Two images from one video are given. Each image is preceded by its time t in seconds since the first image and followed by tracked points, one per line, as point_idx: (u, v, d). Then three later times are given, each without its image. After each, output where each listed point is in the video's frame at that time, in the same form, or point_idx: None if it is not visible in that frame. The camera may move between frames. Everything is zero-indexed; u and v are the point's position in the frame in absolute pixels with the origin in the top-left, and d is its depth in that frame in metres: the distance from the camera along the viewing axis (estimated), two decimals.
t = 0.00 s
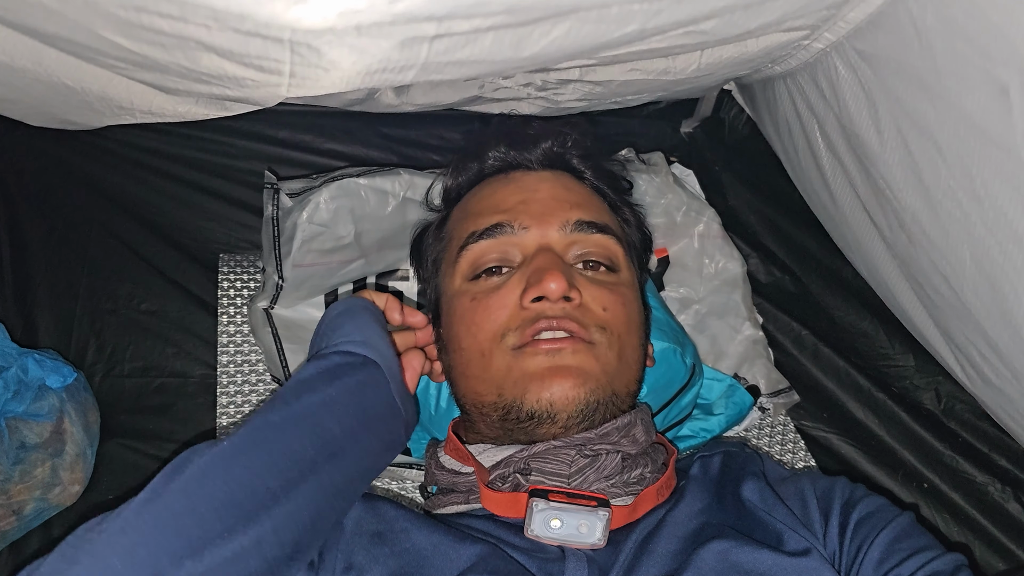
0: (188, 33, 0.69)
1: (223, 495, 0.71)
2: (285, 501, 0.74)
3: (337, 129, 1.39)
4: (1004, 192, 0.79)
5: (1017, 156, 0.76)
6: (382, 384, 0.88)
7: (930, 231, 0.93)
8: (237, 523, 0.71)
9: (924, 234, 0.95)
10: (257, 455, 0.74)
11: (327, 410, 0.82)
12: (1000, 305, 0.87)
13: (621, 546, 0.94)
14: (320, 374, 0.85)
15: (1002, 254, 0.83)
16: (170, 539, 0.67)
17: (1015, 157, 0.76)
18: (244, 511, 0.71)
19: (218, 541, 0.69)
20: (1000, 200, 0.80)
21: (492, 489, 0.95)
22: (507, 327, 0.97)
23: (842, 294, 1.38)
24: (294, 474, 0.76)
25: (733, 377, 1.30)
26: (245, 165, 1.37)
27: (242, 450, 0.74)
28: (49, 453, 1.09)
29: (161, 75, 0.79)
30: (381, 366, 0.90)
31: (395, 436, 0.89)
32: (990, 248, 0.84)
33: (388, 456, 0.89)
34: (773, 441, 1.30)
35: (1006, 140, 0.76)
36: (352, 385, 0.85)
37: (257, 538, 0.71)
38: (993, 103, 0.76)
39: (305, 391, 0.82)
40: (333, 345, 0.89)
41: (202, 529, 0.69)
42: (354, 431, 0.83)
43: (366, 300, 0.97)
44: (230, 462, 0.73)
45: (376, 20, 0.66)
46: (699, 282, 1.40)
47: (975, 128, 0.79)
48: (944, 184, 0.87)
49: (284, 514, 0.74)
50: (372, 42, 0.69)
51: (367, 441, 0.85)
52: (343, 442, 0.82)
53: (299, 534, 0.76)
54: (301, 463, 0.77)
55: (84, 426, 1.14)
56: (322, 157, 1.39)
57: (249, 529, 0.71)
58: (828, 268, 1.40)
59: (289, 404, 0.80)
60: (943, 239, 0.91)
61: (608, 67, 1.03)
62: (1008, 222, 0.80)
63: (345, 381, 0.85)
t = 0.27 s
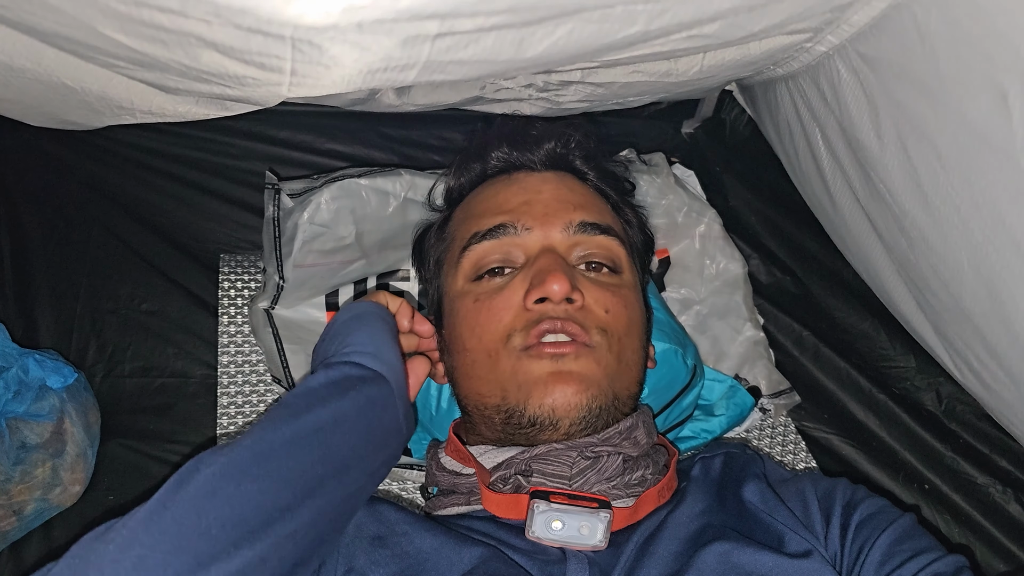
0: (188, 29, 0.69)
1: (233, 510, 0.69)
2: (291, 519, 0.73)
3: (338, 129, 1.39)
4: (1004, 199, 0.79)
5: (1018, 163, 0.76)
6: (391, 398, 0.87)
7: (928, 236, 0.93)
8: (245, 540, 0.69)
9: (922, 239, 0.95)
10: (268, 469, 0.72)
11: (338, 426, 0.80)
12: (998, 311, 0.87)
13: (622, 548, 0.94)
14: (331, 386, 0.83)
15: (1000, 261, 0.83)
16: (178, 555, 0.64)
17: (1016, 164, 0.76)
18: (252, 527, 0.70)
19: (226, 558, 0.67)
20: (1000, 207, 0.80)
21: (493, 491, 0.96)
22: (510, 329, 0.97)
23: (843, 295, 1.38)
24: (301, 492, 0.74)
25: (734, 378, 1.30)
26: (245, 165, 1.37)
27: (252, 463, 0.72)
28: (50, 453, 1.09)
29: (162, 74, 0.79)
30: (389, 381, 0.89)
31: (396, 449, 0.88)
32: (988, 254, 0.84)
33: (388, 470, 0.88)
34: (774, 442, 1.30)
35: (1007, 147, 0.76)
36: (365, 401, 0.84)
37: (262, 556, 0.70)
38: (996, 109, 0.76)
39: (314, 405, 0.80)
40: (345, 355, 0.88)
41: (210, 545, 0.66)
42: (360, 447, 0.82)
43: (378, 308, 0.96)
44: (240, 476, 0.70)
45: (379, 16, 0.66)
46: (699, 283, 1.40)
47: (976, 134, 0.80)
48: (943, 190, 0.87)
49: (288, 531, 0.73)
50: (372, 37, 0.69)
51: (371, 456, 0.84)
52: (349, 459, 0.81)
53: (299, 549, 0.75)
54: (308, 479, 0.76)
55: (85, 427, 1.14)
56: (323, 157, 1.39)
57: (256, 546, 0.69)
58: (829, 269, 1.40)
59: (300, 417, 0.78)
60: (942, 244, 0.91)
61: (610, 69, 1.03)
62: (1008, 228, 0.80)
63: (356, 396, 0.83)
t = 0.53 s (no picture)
0: (187, 29, 0.69)
1: (222, 494, 0.70)
2: (281, 502, 0.74)
3: (337, 128, 1.39)
4: (1001, 194, 0.79)
5: (1015, 159, 0.76)
6: (382, 384, 0.88)
7: (926, 232, 0.94)
8: (236, 519, 0.70)
9: (920, 236, 0.95)
10: (257, 455, 0.74)
11: (326, 411, 0.81)
12: (995, 306, 0.88)
13: (620, 544, 0.95)
14: (320, 372, 0.84)
15: (997, 256, 0.83)
16: (169, 533, 0.66)
17: (1012, 160, 0.77)
18: (242, 511, 0.71)
19: (216, 536, 0.69)
20: (997, 202, 0.80)
21: (492, 486, 0.96)
22: (509, 324, 0.98)
23: (841, 293, 1.38)
24: (291, 476, 0.76)
25: (732, 376, 1.31)
26: (245, 163, 1.37)
27: (241, 449, 0.73)
28: (49, 449, 1.09)
29: (162, 72, 0.79)
30: (382, 368, 0.89)
31: (389, 435, 0.89)
32: (985, 249, 0.84)
33: (382, 456, 0.88)
34: (772, 439, 1.30)
35: (1004, 143, 0.77)
36: (353, 386, 0.85)
37: (254, 539, 0.71)
38: (992, 105, 0.76)
39: (303, 392, 0.81)
40: (334, 342, 0.89)
41: (200, 527, 0.68)
42: (351, 432, 0.83)
43: (368, 296, 0.96)
44: (230, 461, 0.72)
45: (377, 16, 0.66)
46: (698, 281, 1.40)
47: (972, 130, 0.80)
48: (940, 186, 0.88)
49: (281, 513, 0.74)
50: (371, 38, 0.69)
51: (363, 441, 0.84)
52: (340, 444, 0.82)
53: (295, 533, 0.75)
54: (300, 464, 0.77)
55: (84, 423, 1.14)
56: (323, 156, 1.39)
57: (247, 528, 0.71)
58: (827, 268, 1.41)
59: (289, 403, 0.79)
60: (939, 241, 0.91)
61: (608, 66, 1.03)
62: (1005, 223, 0.81)
63: (346, 382, 0.84)
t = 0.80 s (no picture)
0: (189, 43, 0.69)
1: (226, 498, 0.70)
2: (285, 506, 0.74)
3: (337, 128, 1.39)
4: (1007, 188, 0.79)
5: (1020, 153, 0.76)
6: (385, 388, 0.88)
7: (932, 229, 0.93)
8: (237, 526, 0.70)
9: (926, 232, 0.95)
10: (261, 459, 0.74)
11: (330, 415, 0.81)
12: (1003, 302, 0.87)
13: (621, 545, 0.94)
14: (323, 376, 0.84)
15: (1005, 251, 0.83)
16: (171, 541, 0.66)
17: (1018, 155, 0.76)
18: (245, 515, 0.71)
19: (218, 544, 0.68)
20: (1004, 197, 0.80)
21: (493, 488, 0.96)
22: (509, 327, 0.97)
23: (843, 294, 1.38)
24: (294, 479, 0.76)
25: (733, 376, 1.30)
26: (246, 163, 1.37)
27: (245, 453, 0.73)
28: (50, 450, 1.09)
29: (162, 79, 0.79)
30: (384, 373, 0.88)
31: (393, 439, 0.89)
32: (992, 244, 0.84)
33: (386, 460, 0.88)
34: (774, 440, 1.30)
35: (1008, 138, 0.77)
36: (357, 390, 0.84)
37: (258, 543, 0.71)
38: (996, 101, 0.76)
39: (307, 396, 0.81)
40: (337, 346, 0.88)
41: (203, 532, 0.68)
42: (354, 436, 0.83)
43: (372, 301, 0.95)
44: (233, 465, 0.72)
45: (378, 32, 0.66)
46: (699, 281, 1.40)
47: (977, 126, 0.80)
48: (945, 182, 0.87)
49: (283, 519, 0.74)
50: (374, 54, 0.69)
51: (366, 445, 0.84)
52: (344, 448, 0.81)
53: (297, 538, 0.75)
54: (302, 468, 0.76)
55: (85, 423, 1.14)
56: (324, 155, 1.39)
57: (250, 533, 0.71)
58: (828, 268, 1.40)
59: (292, 408, 0.79)
60: (946, 237, 0.91)
61: (608, 70, 1.03)
62: (1011, 217, 0.80)
63: (350, 385, 0.84)
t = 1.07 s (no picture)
0: (190, 45, 0.69)
1: (221, 500, 0.71)
2: (282, 509, 0.74)
3: (337, 128, 1.39)
4: (1011, 186, 0.79)
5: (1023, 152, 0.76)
6: (380, 391, 0.88)
7: (935, 228, 0.93)
8: (232, 530, 0.70)
9: (929, 232, 0.95)
10: (256, 462, 0.74)
11: (325, 418, 0.81)
12: (1007, 300, 0.87)
13: (620, 547, 0.95)
14: (316, 380, 0.84)
15: (1009, 249, 0.83)
16: (166, 544, 0.67)
17: (1020, 154, 0.76)
18: (241, 520, 0.71)
19: (212, 547, 0.69)
20: (1007, 196, 0.80)
21: (491, 490, 0.96)
22: (506, 335, 0.98)
23: (842, 294, 1.38)
24: (291, 482, 0.76)
25: (732, 377, 1.30)
26: (246, 163, 1.37)
27: (239, 456, 0.74)
28: (49, 449, 1.09)
29: (162, 80, 0.79)
30: (378, 373, 0.89)
31: (390, 443, 0.88)
32: (996, 242, 0.84)
33: (384, 464, 0.88)
34: (773, 441, 1.31)
35: (1011, 137, 0.77)
36: (351, 393, 0.84)
37: (255, 545, 0.71)
38: (999, 100, 0.76)
39: (302, 399, 0.81)
40: (331, 349, 0.89)
41: (199, 534, 0.68)
42: (351, 439, 0.83)
43: (366, 304, 0.96)
44: (228, 468, 0.73)
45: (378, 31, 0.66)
46: (699, 282, 1.40)
47: (980, 125, 0.80)
48: (948, 181, 0.87)
49: (280, 522, 0.74)
50: (375, 55, 0.69)
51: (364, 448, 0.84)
52: (341, 450, 0.81)
53: (294, 542, 0.75)
54: (298, 471, 0.77)
55: (84, 423, 1.14)
56: (324, 155, 1.39)
57: (246, 535, 0.71)
58: (828, 269, 1.40)
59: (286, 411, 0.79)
60: (949, 237, 0.91)
61: (608, 72, 1.03)
62: (1014, 216, 0.80)
63: (344, 388, 0.84)
